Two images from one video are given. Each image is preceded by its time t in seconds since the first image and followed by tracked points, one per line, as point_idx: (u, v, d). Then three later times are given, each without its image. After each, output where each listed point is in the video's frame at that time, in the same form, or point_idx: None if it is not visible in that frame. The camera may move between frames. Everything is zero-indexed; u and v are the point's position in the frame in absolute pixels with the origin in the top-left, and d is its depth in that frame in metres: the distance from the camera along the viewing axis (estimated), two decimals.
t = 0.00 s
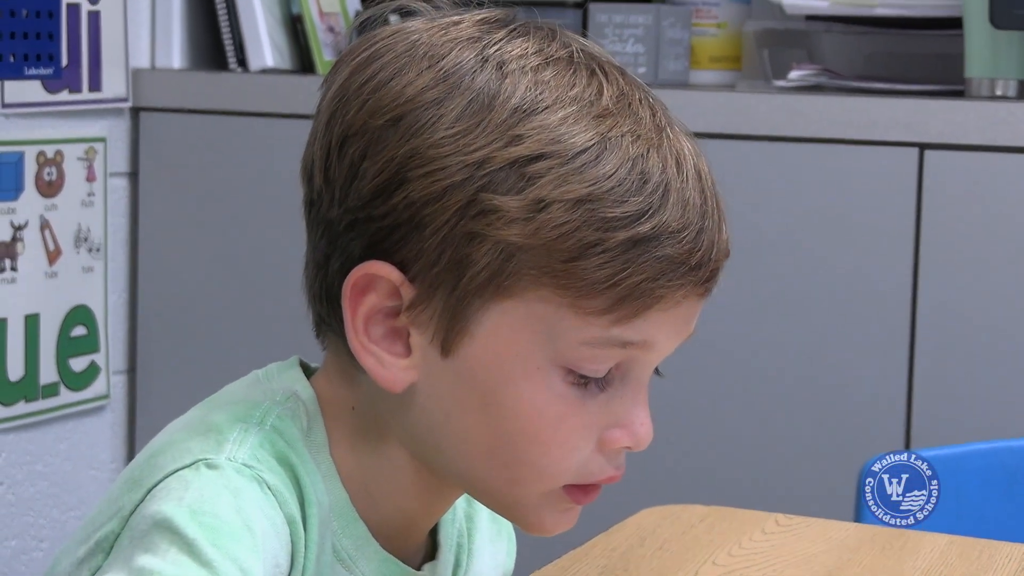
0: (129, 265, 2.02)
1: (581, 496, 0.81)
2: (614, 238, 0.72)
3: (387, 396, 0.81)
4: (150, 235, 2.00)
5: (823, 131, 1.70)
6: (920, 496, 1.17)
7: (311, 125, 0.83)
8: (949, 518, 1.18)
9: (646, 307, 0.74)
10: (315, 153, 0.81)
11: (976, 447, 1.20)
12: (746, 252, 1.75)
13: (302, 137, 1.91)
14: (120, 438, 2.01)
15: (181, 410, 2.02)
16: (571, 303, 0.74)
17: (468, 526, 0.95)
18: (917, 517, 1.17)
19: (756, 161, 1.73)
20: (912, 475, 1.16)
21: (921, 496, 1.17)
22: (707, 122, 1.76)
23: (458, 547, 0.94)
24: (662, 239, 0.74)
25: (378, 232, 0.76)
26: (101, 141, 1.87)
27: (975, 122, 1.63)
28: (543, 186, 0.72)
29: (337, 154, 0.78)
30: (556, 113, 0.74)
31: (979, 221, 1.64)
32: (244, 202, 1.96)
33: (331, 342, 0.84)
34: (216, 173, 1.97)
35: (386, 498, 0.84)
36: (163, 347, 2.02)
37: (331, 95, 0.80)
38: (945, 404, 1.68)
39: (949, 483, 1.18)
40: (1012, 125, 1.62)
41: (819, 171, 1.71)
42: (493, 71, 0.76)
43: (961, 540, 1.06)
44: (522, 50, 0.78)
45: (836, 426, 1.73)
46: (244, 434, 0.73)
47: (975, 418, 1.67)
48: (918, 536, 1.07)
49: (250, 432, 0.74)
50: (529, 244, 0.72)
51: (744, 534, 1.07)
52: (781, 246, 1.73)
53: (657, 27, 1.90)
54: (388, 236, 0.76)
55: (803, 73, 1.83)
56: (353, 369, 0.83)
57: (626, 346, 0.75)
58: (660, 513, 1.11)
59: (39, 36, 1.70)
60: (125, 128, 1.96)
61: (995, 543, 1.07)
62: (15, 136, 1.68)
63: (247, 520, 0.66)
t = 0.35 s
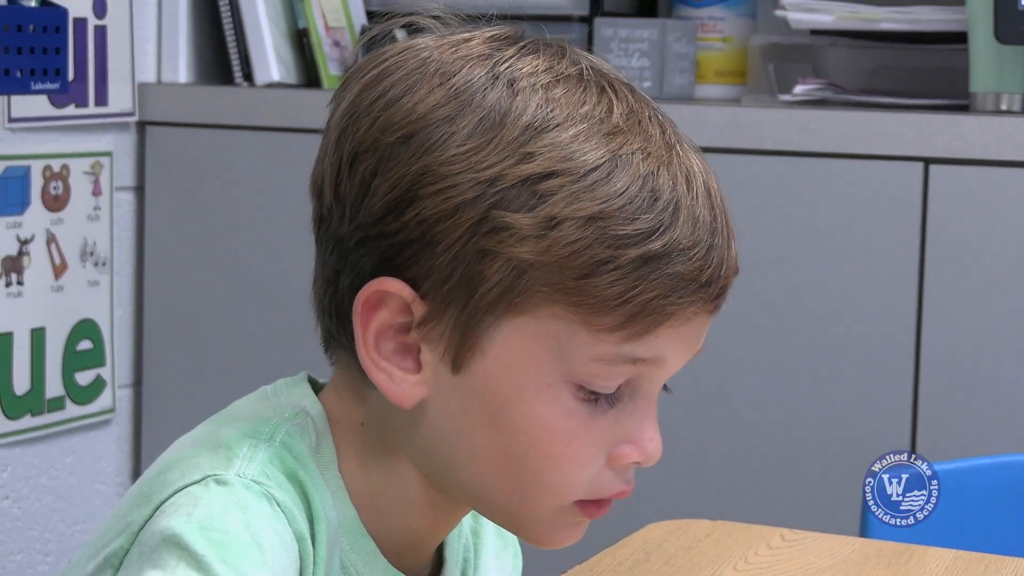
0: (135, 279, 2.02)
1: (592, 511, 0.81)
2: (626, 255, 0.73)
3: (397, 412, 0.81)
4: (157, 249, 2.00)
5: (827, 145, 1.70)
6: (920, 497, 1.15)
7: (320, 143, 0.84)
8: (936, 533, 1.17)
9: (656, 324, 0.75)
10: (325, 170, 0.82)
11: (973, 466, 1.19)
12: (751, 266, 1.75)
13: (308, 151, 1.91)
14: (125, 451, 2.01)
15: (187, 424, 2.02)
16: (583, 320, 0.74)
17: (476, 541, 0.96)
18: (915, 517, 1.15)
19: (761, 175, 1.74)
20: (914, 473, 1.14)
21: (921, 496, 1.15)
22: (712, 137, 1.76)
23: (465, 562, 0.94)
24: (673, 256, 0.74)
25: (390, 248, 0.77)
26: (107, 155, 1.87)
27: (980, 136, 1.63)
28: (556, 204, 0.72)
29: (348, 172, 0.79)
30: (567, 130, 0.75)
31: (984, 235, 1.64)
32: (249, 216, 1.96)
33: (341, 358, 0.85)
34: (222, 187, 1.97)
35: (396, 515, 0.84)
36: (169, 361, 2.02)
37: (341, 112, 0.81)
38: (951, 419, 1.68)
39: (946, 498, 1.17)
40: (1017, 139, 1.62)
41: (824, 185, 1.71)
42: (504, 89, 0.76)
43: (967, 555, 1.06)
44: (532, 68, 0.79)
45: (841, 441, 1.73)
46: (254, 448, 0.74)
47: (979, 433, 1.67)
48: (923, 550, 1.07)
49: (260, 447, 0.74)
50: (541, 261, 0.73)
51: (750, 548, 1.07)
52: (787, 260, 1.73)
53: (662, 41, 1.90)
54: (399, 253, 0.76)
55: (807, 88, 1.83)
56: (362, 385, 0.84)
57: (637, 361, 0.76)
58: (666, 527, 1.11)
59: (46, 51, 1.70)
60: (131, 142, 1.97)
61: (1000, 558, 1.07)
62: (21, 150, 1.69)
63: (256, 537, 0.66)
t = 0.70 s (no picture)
0: (139, 283, 2.02)
1: (598, 511, 0.80)
2: (629, 258, 0.73)
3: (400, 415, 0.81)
4: (159, 254, 2.00)
5: (830, 150, 1.70)
6: (920, 497, 1.15)
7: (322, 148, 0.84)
8: (941, 536, 1.17)
9: (660, 326, 0.75)
10: (328, 174, 0.82)
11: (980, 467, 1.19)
12: (754, 270, 1.75)
13: (310, 156, 1.91)
14: (128, 455, 2.01)
15: (190, 428, 2.02)
16: (588, 322, 0.74)
17: (478, 544, 0.96)
18: (917, 517, 1.15)
19: (763, 180, 1.74)
20: (914, 473, 1.15)
21: (922, 496, 1.15)
22: (715, 141, 1.76)
23: (468, 565, 0.94)
24: (676, 258, 0.74)
25: (393, 252, 0.77)
26: (110, 160, 1.87)
27: (983, 141, 1.63)
28: (559, 206, 0.72)
29: (350, 176, 0.79)
30: (570, 133, 0.75)
31: (987, 240, 1.64)
32: (252, 221, 1.96)
33: (344, 362, 0.85)
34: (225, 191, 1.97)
35: (399, 519, 0.84)
36: (173, 365, 2.02)
37: (343, 116, 0.81)
38: (954, 424, 1.67)
39: (949, 501, 1.17)
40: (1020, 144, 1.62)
41: (827, 190, 1.71)
42: (506, 92, 0.76)
43: (970, 560, 1.06)
44: (533, 71, 0.79)
45: (844, 446, 1.73)
46: (258, 452, 0.74)
47: (981, 438, 1.66)
48: (926, 554, 1.07)
49: (263, 451, 0.74)
50: (545, 264, 0.73)
51: (752, 553, 1.06)
52: (790, 265, 1.73)
53: (665, 46, 1.90)
54: (403, 257, 0.77)
55: (811, 93, 1.83)
56: (365, 389, 0.84)
57: (640, 364, 0.76)
58: (668, 531, 1.11)
59: (49, 55, 1.68)
60: (134, 147, 1.97)
61: (1003, 562, 1.07)
62: (24, 155, 1.69)
63: (260, 540, 0.67)
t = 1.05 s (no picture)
0: (139, 282, 2.02)
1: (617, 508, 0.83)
2: (668, 260, 0.75)
3: (421, 415, 0.83)
4: (159, 253, 2.00)
5: (831, 149, 1.70)
6: (920, 497, 1.15)
7: (332, 152, 0.84)
8: (940, 536, 1.17)
9: (692, 325, 0.77)
10: (346, 180, 0.81)
11: (976, 468, 1.19)
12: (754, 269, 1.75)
13: (311, 155, 1.91)
14: (128, 454, 2.01)
15: (190, 426, 2.02)
16: (626, 325, 0.76)
17: (478, 541, 0.96)
18: (916, 517, 1.15)
19: (763, 179, 1.74)
20: (913, 473, 1.15)
21: (921, 496, 1.15)
22: (715, 140, 1.76)
23: (468, 563, 0.95)
24: (707, 260, 0.77)
25: (426, 258, 0.77)
26: (110, 158, 1.87)
27: (983, 141, 1.63)
28: (600, 211, 0.74)
29: (375, 183, 0.79)
30: (601, 138, 0.77)
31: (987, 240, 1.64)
32: (252, 219, 1.96)
33: (354, 364, 0.86)
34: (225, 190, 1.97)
35: (407, 517, 0.85)
36: (172, 364, 2.02)
37: (362, 120, 0.80)
38: (954, 423, 1.67)
39: (948, 502, 1.17)
40: (1020, 144, 1.62)
41: (826, 189, 1.71)
42: (535, 97, 0.77)
43: (967, 559, 1.06)
44: (554, 75, 0.80)
45: (843, 446, 1.73)
46: (261, 451, 0.74)
47: (980, 437, 1.66)
48: (925, 554, 1.07)
49: (266, 449, 0.74)
50: (586, 267, 0.74)
51: (750, 552, 1.06)
52: (790, 264, 1.73)
53: (665, 46, 1.90)
54: (437, 263, 0.77)
55: (811, 92, 1.83)
56: (377, 390, 0.85)
57: (672, 363, 0.78)
58: (666, 530, 1.11)
59: (48, 54, 1.68)
60: (134, 146, 1.97)
61: (1000, 561, 1.07)
62: (23, 153, 1.69)
63: (262, 539, 0.67)
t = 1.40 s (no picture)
0: (135, 283, 2.02)
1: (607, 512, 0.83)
2: (671, 266, 0.75)
3: (420, 417, 0.83)
4: (156, 254, 2.00)
5: (826, 150, 1.71)
6: (920, 497, 1.15)
7: (335, 153, 0.84)
8: (938, 536, 1.17)
9: (693, 332, 0.78)
10: (349, 181, 0.81)
11: (976, 468, 1.19)
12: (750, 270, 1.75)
13: (307, 156, 1.91)
14: (124, 455, 2.01)
15: (187, 426, 2.02)
16: (626, 330, 0.76)
17: (473, 544, 0.97)
18: (916, 517, 1.16)
19: (759, 180, 1.74)
20: (913, 473, 1.15)
21: (921, 496, 1.15)
22: (712, 141, 1.76)
23: (463, 567, 0.95)
24: (709, 266, 0.77)
25: (429, 260, 0.77)
26: (107, 159, 1.87)
27: (979, 143, 1.63)
28: (603, 216, 0.74)
29: (379, 184, 0.79)
30: (605, 144, 0.77)
31: (984, 242, 1.64)
32: (248, 220, 1.96)
33: (353, 366, 0.86)
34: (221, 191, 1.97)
35: (401, 519, 0.85)
36: (169, 365, 2.02)
37: (367, 121, 0.80)
38: (949, 423, 1.67)
39: (947, 502, 1.17)
40: (1016, 145, 1.62)
41: (823, 190, 1.71)
42: (540, 102, 0.78)
43: (965, 560, 1.06)
44: (559, 80, 0.80)
45: (840, 447, 1.73)
46: (255, 452, 0.74)
47: (977, 439, 1.66)
48: (923, 554, 1.07)
49: (261, 450, 0.74)
50: (588, 273, 0.74)
51: (748, 553, 1.06)
52: (786, 265, 1.73)
53: (662, 47, 1.90)
54: (440, 265, 0.77)
55: (807, 93, 1.83)
56: (375, 393, 0.85)
57: (673, 369, 0.78)
58: (664, 531, 1.11)
59: (45, 54, 1.69)
60: (131, 146, 1.97)
61: (999, 563, 1.07)
62: (20, 155, 1.69)
63: (257, 539, 0.67)
